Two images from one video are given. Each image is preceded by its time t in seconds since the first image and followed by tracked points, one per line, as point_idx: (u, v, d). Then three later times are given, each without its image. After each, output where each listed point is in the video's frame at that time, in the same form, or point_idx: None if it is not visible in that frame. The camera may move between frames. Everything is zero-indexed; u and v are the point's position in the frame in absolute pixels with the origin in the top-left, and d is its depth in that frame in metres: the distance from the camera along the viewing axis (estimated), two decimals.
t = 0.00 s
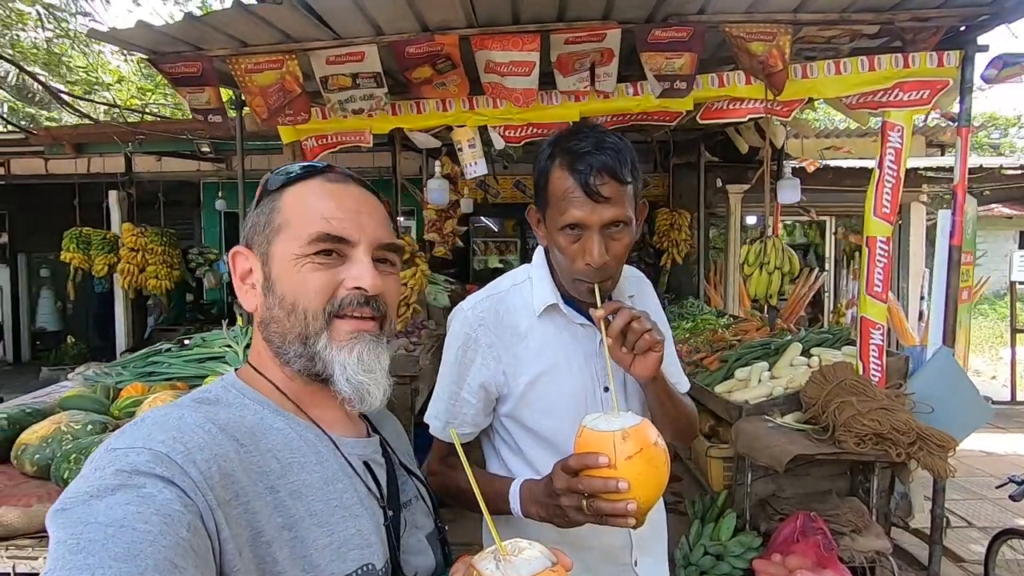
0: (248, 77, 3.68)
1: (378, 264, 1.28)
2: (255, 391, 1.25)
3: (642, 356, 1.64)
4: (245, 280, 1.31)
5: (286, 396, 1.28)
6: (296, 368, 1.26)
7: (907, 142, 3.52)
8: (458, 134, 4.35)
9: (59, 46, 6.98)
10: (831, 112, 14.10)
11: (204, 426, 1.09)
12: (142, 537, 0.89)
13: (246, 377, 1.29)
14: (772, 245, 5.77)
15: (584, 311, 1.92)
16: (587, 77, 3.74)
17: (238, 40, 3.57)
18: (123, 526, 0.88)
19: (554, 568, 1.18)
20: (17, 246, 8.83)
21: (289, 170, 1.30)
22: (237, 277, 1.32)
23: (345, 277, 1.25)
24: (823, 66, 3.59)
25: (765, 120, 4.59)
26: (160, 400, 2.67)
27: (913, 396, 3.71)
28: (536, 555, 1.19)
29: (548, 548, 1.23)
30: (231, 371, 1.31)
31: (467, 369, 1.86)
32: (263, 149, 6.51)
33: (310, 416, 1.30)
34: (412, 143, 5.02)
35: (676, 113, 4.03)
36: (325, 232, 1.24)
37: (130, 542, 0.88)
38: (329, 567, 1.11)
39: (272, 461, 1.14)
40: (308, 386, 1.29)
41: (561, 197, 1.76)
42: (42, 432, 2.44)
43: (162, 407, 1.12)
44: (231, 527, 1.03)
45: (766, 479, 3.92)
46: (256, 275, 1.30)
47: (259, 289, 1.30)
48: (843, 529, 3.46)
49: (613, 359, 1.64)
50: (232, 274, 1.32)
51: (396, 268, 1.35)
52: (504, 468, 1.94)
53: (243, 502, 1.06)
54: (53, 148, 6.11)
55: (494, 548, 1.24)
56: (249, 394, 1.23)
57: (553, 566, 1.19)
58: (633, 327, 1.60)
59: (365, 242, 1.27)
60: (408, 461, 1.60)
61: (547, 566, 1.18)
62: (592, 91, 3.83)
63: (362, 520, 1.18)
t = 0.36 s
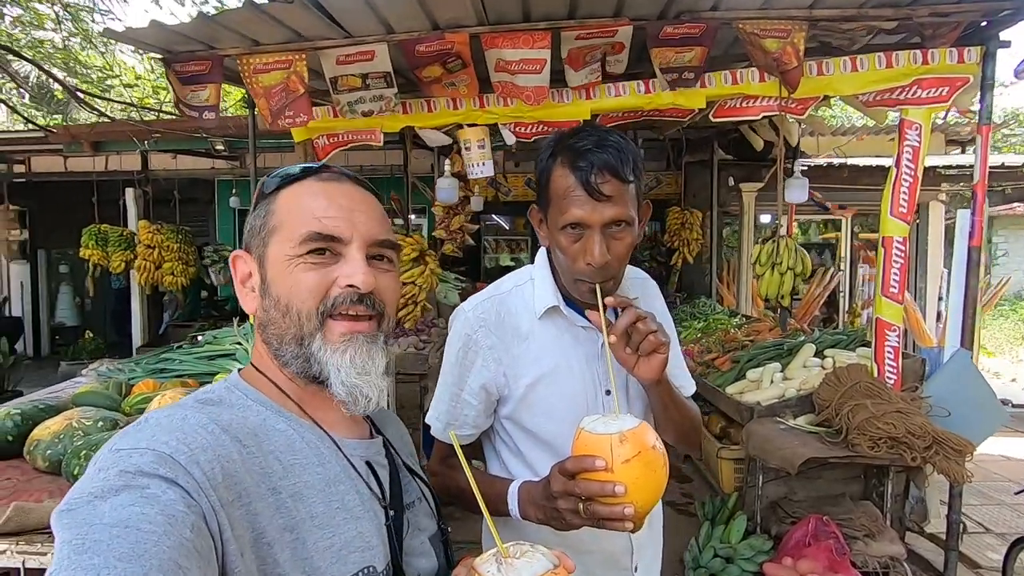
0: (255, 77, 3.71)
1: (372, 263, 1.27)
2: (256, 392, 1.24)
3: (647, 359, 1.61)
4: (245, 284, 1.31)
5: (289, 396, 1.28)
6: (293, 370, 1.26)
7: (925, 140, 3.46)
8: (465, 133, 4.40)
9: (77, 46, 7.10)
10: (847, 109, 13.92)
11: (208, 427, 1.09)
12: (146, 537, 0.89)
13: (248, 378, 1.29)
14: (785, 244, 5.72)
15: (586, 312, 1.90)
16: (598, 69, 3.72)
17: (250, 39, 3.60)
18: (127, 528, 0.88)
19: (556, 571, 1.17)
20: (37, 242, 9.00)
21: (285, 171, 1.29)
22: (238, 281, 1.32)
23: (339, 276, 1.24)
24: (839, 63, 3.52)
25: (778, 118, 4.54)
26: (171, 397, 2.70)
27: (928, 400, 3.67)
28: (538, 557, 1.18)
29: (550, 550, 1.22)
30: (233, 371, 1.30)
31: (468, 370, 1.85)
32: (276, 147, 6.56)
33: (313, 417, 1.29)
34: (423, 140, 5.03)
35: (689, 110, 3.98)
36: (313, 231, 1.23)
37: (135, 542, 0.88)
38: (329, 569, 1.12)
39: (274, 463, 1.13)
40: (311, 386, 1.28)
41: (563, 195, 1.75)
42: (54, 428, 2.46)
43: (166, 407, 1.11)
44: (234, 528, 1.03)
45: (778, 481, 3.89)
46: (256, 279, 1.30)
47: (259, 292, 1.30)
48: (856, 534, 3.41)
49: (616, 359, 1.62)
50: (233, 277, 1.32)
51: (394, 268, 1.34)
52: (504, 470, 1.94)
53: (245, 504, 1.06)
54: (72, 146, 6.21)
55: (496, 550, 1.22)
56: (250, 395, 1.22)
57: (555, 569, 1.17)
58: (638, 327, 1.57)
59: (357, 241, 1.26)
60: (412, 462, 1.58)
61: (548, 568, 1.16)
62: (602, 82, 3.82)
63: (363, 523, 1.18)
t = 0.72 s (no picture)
0: (258, 75, 3.72)
1: (375, 260, 1.28)
2: (258, 387, 1.25)
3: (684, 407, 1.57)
4: (248, 280, 1.31)
5: (293, 392, 1.28)
6: (296, 366, 1.27)
7: (932, 138, 3.44)
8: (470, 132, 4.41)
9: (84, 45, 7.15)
10: (855, 108, 13.83)
11: (209, 422, 1.09)
12: (149, 531, 0.90)
13: (251, 373, 1.29)
14: (791, 243, 5.70)
15: (582, 312, 1.97)
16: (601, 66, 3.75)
17: (255, 39, 3.62)
18: (130, 521, 0.89)
19: (556, 566, 1.17)
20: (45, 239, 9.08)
21: (287, 167, 1.29)
22: (241, 277, 1.32)
23: (341, 274, 1.25)
24: (845, 61, 3.49)
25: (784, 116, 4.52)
26: (175, 394, 2.72)
27: (935, 400, 3.66)
28: (537, 552, 1.18)
29: (548, 545, 1.21)
30: (236, 366, 1.31)
31: (465, 371, 1.92)
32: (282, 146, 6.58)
33: (316, 414, 1.30)
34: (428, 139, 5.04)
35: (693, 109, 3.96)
36: (318, 228, 1.24)
37: (138, 536, 0.88)
38: (329, 565, 1.12)
39: (276, 459, 1.14)
40: (313, 382, 1.29)
41: (554, 193, 1.84)
42: (60, 424, 2.48)
43: (168, 402, 1.12)
44: (236, 523, 1.03)
45: (782, 482, 3.87)
46: (259, 276, 1.30)
47: (261, 289, 1.30)
48: (861, 535, 3.39)
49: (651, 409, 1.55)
50: (235, 273, 1.32)
51: (396, 265, 1.35)
52: (503, 471, 2.02)
53: (247, 500, 1.06)
54: (80, 145, 6.26)
55: (496, 546, 1.22)
56: (252, 390, 1.23)
57: (555, 564, 1.17)
58: (683, 382, 1.54)
59: (360, 239, 1.27)
60: (413, 459, 1.58)
61: (547, 565, 1.15)
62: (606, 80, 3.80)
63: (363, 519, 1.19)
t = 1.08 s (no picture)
0: (264, 76, 3.74)
1: (383, 262, 1.28)
2: (268, 388, 1.26)
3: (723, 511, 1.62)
4: (257, 282, 1.32)
5: (302, 394, 1.29)
6: (306, 367, 1.27)
7: (931, 141, 3.46)
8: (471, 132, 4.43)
9: (83, 44, 7.14)
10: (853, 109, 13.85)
11: (220, 422, 1.10)
12: (160, 530, 0.90)
13: (261, 373, 1.30)
14: (791, 244, 5.71)
15: (585, 316, 1.98)
16: (603, 75, 3.70)
17: (256, 39, 3.62)
18: (142, 520, 0.89)
19: (562, 567, 1.18)
20: (45, 239, 9.07)
21: (295, 169, 1.29)
22: (250, 279, 1.33)
23: (349, 276, 1.25)
24: (845, 62, 3.50)
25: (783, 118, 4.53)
26: (178, 394, 2.73)
27: (934, 400, 3.67)
28: (543, 553, 1.18)
29: (554, 547, 1.22)
30: (245, 367, 1.32)
31: (465, 377, 1.94)
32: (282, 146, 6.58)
33: (325, 416, 1.30)
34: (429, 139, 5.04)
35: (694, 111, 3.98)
36: (327, 231, 1.24)
37: (149, 534, 0.89)
38: (338, 565, 1.12)
39: (285, 459, 1.14)
40: (323, 383, 1.30)
41: (552, 196, 1.85)
42: (63, 424, 2.48)
43: (180, 402, 1.13)
44: (246, 522, 1.04)
45: (781, 482, 3.87)
46: (268, 279, 1.31)
47: (270, 291, 1.31)
48: (860, 535, 3.40)
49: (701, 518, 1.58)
50: (245, 275, 1.33)
51: (404, 266, 1.35)
52: (505, 475, 2.04)
53: (257, 500, 1.07)
54: (80, 145, 6.25)
55: (501, 547, 1.23)
56: (261, 391, 1.24)
57: (560, 566, 1.18)
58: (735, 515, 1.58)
59: (368, 242, 1.27)
60: (420, 460, 1.59)
61: (552, 565, 1.16)
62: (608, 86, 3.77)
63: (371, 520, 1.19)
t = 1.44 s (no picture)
0: (266, 71, 3.75)
1: (386, 262, 1.29)
2: (273, 388, 1.26)
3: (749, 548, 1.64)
4: (262, 282, 1.32)
5: (308, 394, 1.29)
6: (312, 367, 1.27)
7: (927, 143, 3.48)
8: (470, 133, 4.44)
9: (78, 44, 7.10)
10: (849, 112, 13.90)
11: (226, 422, 1.10)
12: (167, 529, 0.89)
13: (267, 373, 1.30)
14: (789, 246, 5.73)
15: (585, 318, 1.98)
16: (601, 78, 3.75)
17: (255, 39, 3.61)
18: (148, 518, 0.89)
19: (566, 569, 1.17)
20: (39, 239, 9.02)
21: (298, 170, 1.30)
22: (255, 279, 1.33)
23: (353, 277, 1.25)
24: (841, 65, 3.54)
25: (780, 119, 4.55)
26: (178, 394, 2.72)
27: (930, 402, 3.68)
28: (548, 555, 1.18)
29: (559, 549, 1.22)
30: (251, 367, 1.32)
31: (467, 378, 1.95)
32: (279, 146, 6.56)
33: (331, 416, 1.30)
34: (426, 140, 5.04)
35: (691, 113, 4.02)
36: (328, 233, 1.24)
37: (155, 533, 0.88)
38: (342, 566, 1.12)
39: (291, 459, 1.14)
40: (328, 383, 1.29)
41: (554, 197, 1.86)
42: (62, 424, 2.47)
43: (185, 403, 1.13)
44: (251, 522, 1.03)
45: (778, 483, 3.91)
46: (271, 278, 1.32)
47: (273, 291, 1.31)
48: (857, 535, 3.42)
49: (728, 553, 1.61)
50: (249, 276, 1.33)
51: (407, 267, 1.35)
52: (507, 477, 2.03)
53: (262, 499, 1.06)
54: (75, 145, 6.22)
55: (505, 549, 1.23)
56: (267, 391, 1.24)
57: (564, 567, 1.17)
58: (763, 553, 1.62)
59: (371, 242, 1.27)
60: (424, 461, 1.59)
61: (558, 567, 1.16)
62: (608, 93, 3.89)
63: (375, 520, 1.19)
